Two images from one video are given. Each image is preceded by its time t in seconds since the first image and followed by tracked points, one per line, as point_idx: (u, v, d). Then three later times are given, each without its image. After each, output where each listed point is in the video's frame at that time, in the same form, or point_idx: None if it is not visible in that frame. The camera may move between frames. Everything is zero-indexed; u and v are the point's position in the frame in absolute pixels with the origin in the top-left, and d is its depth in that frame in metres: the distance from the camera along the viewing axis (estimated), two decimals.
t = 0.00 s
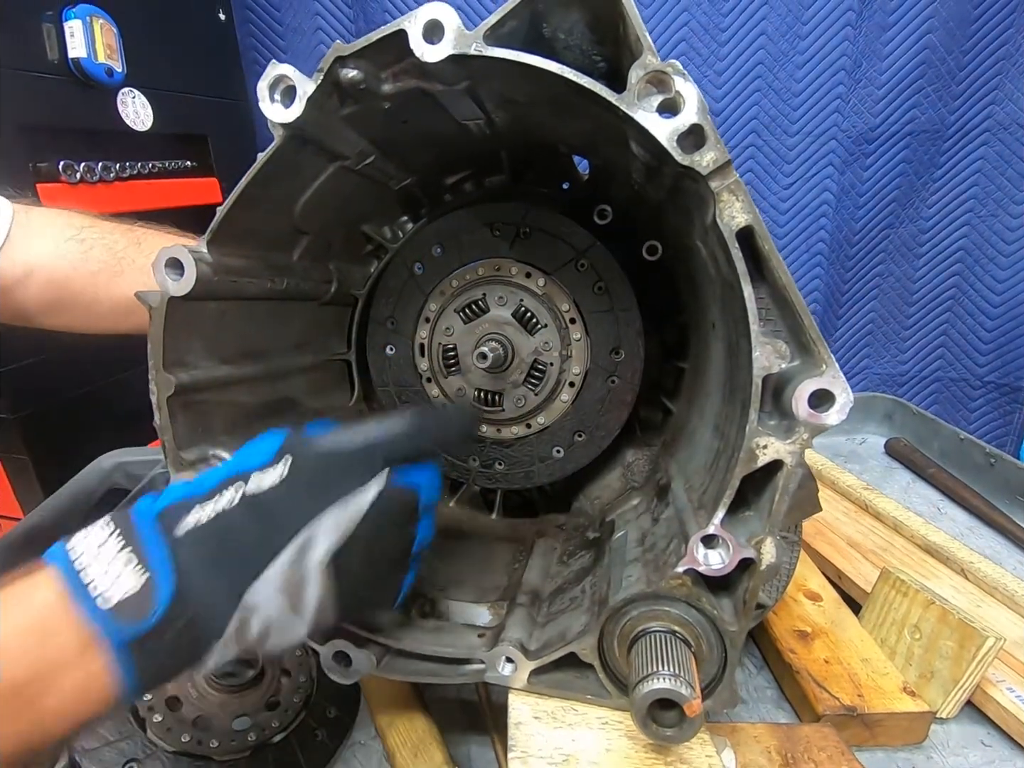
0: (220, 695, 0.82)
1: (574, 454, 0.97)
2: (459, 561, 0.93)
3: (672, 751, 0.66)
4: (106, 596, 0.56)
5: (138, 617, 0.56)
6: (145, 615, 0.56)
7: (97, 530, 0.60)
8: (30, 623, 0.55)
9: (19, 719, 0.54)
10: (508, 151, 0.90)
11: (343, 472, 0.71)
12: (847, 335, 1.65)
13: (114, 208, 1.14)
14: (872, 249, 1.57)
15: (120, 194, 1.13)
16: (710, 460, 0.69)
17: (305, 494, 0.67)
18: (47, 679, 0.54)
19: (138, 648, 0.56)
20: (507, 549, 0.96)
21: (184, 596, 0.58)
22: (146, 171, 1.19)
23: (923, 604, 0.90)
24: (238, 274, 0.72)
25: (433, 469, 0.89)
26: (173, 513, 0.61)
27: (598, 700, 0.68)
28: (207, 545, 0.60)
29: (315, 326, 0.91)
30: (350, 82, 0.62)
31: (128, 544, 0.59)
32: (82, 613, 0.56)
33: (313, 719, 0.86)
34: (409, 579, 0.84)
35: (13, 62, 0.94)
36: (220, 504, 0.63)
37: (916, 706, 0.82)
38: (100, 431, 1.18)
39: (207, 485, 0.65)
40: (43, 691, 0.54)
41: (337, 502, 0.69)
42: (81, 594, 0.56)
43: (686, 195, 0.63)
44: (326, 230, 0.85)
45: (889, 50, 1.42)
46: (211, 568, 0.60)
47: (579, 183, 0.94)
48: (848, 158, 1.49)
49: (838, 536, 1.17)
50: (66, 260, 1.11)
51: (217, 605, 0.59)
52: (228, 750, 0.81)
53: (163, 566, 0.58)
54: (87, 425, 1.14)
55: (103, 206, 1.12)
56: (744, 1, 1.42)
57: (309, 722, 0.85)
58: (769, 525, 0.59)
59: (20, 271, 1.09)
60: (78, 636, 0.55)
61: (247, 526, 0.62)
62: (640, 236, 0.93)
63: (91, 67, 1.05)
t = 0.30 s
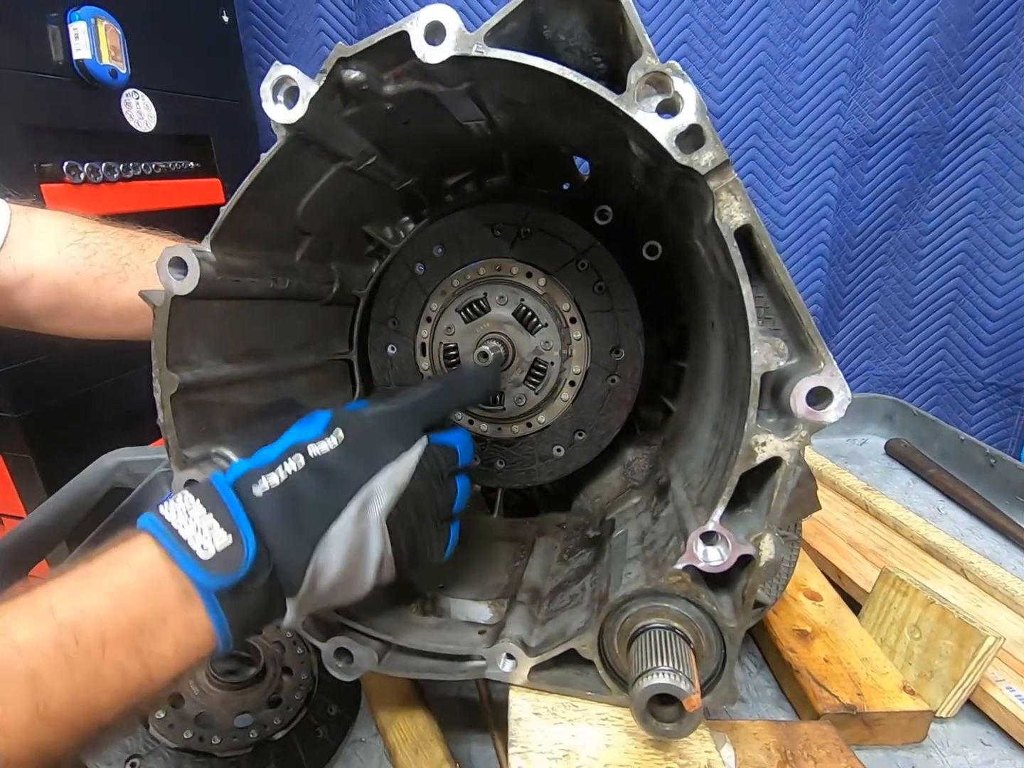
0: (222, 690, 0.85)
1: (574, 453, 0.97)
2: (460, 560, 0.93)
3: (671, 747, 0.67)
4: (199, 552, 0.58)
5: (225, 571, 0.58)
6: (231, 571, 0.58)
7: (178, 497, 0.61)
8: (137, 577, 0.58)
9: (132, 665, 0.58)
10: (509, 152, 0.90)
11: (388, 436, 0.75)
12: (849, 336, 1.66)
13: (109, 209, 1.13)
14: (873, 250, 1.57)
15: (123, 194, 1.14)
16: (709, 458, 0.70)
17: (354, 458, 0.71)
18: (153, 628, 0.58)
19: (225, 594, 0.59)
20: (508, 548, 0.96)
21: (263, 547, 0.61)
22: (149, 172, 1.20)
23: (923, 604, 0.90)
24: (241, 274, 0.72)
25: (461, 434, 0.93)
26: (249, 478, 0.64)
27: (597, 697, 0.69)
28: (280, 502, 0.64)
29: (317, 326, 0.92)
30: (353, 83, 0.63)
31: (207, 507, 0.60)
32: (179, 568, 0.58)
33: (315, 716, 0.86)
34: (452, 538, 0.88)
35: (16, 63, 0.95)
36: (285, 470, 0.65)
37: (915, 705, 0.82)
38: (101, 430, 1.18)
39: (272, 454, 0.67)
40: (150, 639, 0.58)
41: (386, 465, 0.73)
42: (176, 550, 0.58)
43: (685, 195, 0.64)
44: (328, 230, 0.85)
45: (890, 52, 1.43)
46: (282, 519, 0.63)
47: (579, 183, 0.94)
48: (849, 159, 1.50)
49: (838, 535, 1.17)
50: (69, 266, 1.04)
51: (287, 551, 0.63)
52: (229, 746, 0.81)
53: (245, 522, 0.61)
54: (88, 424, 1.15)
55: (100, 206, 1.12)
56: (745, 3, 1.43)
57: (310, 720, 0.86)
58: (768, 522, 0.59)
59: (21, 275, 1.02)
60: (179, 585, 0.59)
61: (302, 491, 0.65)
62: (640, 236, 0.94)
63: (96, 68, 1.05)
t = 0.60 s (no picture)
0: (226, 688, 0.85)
1: (577, 454, 0.98)
2: (463, 560, 0.94)
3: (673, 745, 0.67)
4: (193, 622, 0.65)
5: (221, 641, 0.64)
6: (226, 640, 0.64)
7: (178, 566, 0.69)
8: (137, 642, 0.66)
9: (119, 722, 0.66)
10: (512, 155, 0.91)
11: (378, 506, 0.79)
12: (850, 338, 1.67)
13: (110, 212, 1.13)
14: (874, 253, 1.58)
15: (126, 197, 1.15)
16: (711, 459, 0.70)
17: (344, 526, 0.75)
18: (141, 699, 0.65)
19: (214, 665, 0.66)
20: (510, 547, 0.97)
21: (253, 615, 0.66)
22: (153, 174, 1.21)
23: (923, 605, 0.91)
24: (247, 276, 0.73)
25: (449, 494, 0.92)
26: (244, 548, 0.69)
27: (599, 695, 0.69)
28: (271, 571, 0.69)
29: (321, 327, 0.93)
30: (359, 87, 0.63)
31: (204, 580, 0.67)
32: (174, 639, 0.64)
33: (318, 714, 0.86)
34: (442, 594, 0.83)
35: (22, 66, 0.96)
36: (274, 543, 0.70)
37: (915, 705, 0.83)
38: (106, 430, 1.19)
39: (266, 523, 0.72)
40: (137, 707, 0.65)
41: (375, 533, 0.76)
42: (170, 620, 0.65)
43: (687, 198, 0.64)
44: (333, 232, 0.86)
45: (890, 56, 1.43)
46: (271, 587, 0.68)
47: (582, 186, 0.95)
48: (850, 162, 1.51)
49: (838, 537, 1.18)
50: (82, 273, 1.06)
51: (274, 622, 0.67)
52: (234, 744, 0.81)
53: (237, 591, 0.66)
54: (92, 424, 1.16)
55: (104, 208, 1.12)
56: (747, 6, 1.44)
57: (313, 717, 0.86)
58: (769, 522, 0.60)
59: (38, 284, 1.04)
60: (170, 659, 0.66)
61: (290, 557, 0.70)
62: (641, 239, 0.95)
63: (101, 71, 1.06)
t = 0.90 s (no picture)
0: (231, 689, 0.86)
1: (578, 456, 0.98)
2: (465, 562, 0.94)
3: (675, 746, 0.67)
4: (198, 608, 0.67)
5: (222, 627, 0.67)
6: (227, 627, 0.67)
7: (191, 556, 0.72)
8: (151, 623, 0.68)
9: (126, 696, 0.67)
10: (515, 160, 0.92)
11: (377, 506, 0.80)
12: (851, 341, 1.67)
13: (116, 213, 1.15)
14: (876, 256, 1.58)
15: (130, 201, 1.16)
16: (712, 462, 0.70)
17: (347, 525, 0.76)
18: (148, 674, 0.67)
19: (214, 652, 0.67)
20: (512, 549, 0.97)
21: (254, 608, 0.68)
22: (157, 177, 1.22)
23: (925, 608, 0.91)
24: (251, 279, 0.74)
25: (451, 496, 0.93)
26: (249, 542, 0.71)
27: (601, 696, 0.70)
28: (272, 567, 0.70)
29: (325, 330, 0.93)
30: (363, 93, 0.64)
31: (212, 569, 0.70)
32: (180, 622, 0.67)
33: (320, 715, 0.87)
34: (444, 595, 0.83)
35: (28, 70, 0.97)
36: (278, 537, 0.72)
37: (916, 709, 0.83)
38: (109, 432, 1.20)
39: (269, 523, 0.74)
40: (143, 683, 0.67)
41: (372, 533, 0.77)
42: (178, 605, 0.68)
43: (688, 202, 0.65)
44: (336, 236, 0.87)
45: (892, 60, 1.44)
46: (272, 582, 0.69)
47: (584, 189, 0.95)
48: (852, 165, 1.51)
49: (840, 540, 1.18)
50: (116, 273, 1.06)
51: (274, 617, 0.69)
52: (237, 744, 0.81)
53: (242, 582, 0.69)
54: (96, 426, 1.16)
55: (113, 209, 1.14)
56: (749, 10, 1.44)
57: (315, 718, 0.86)
58: (769, 524, 0.60)
59: (76, 286, 1.02)
60: (178, 640, 0.67)
61: (292, 553, 0.71)
62: (643, 243, 0.95)
63: (107, 75, 1.07)
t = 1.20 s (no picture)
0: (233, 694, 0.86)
1: (579, 460, 0.98)
2: (466, 566, 0.94)
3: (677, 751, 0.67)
4: (201, 604, 0.68)
5: (224, 623, 0.67)
6: (229, 623, 0.67)
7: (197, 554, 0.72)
8: (159, 615, 0.68)
9: (130, 687, 0.67)
10: (516, 165, 0.92)
11: (378, 510, 0.81)
12: (853, 344, 1.67)
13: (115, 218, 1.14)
14: (877, 259, 1.58)
15: (133, 205, 1.16)
16: (712, 466, 0.70)
17: (348, 529, 0.76)
18: (151, 666, 0.67)
19: (215, 648, 0.67)
20: (513, 552, 0.97)
21: (257, 606, 0.68)
22: (160, 181, 1.22)
23: (927, 612, 0.91)
24: (253, 284, 0.74)
25: (453, 501, 0.93)
26: (252, 542, 0.72)
27: (602, 701, 0.70)
28: (274, 566, 0.70)
29: (326, 334, 0.94)
30: (364, 99, 0.64)
31: (218, 567, 0.70)
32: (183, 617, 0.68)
33: (321, 719, 0.86)
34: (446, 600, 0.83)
35: (32, 76, 0.97)
36: (281, 537, 0.73)
37: (919, 713, 0.83)
38: (112, 436, 1.20)
39: (272, 525, 0.75)
40: (145, 675, 0.67)
41: (372, 536, 0.77)
42: (182, 601, 0.67)
43: (688, 207, 0.65)
44: (337, 241, 0.87)
45: (893, 62, 1.44)
46: (273, 581, 0.70)
47: (584, 194, 0.96)
48: (853, 168, 1.51)
49: (842, 543, 1.18)
50: (120, 273, 1.07)
51: (275, 615, 0.69)
52: (238, 748, 0.81)
53: (244, 579, 0.69)
54: (98, 429, 1.17)
55: (114, 214, 1.14)
56: (750, 14, 1.44)
57: (316, 722, 0.86)
58: (770, 528, 0.60)
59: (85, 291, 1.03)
60: (181, 635, 0.68)
61: (295, 554, 0.72)
62: (644, 247, 0.95)
63: (109, 80, 1.07)
